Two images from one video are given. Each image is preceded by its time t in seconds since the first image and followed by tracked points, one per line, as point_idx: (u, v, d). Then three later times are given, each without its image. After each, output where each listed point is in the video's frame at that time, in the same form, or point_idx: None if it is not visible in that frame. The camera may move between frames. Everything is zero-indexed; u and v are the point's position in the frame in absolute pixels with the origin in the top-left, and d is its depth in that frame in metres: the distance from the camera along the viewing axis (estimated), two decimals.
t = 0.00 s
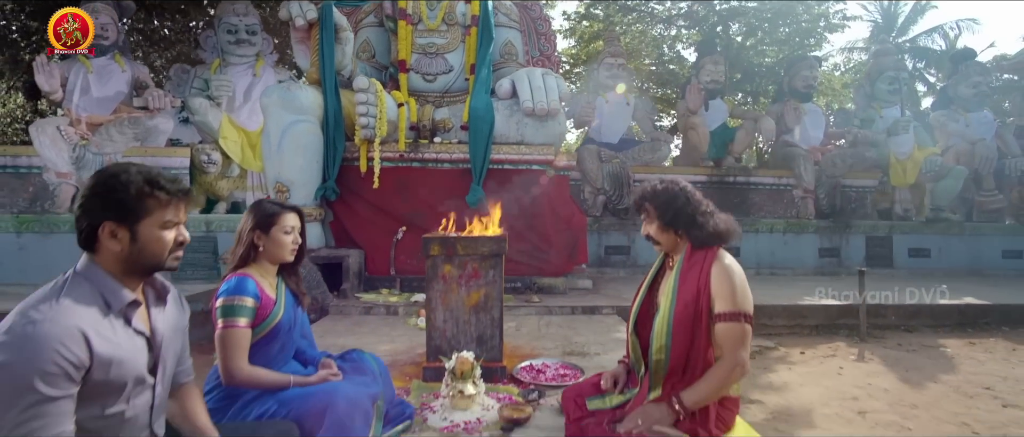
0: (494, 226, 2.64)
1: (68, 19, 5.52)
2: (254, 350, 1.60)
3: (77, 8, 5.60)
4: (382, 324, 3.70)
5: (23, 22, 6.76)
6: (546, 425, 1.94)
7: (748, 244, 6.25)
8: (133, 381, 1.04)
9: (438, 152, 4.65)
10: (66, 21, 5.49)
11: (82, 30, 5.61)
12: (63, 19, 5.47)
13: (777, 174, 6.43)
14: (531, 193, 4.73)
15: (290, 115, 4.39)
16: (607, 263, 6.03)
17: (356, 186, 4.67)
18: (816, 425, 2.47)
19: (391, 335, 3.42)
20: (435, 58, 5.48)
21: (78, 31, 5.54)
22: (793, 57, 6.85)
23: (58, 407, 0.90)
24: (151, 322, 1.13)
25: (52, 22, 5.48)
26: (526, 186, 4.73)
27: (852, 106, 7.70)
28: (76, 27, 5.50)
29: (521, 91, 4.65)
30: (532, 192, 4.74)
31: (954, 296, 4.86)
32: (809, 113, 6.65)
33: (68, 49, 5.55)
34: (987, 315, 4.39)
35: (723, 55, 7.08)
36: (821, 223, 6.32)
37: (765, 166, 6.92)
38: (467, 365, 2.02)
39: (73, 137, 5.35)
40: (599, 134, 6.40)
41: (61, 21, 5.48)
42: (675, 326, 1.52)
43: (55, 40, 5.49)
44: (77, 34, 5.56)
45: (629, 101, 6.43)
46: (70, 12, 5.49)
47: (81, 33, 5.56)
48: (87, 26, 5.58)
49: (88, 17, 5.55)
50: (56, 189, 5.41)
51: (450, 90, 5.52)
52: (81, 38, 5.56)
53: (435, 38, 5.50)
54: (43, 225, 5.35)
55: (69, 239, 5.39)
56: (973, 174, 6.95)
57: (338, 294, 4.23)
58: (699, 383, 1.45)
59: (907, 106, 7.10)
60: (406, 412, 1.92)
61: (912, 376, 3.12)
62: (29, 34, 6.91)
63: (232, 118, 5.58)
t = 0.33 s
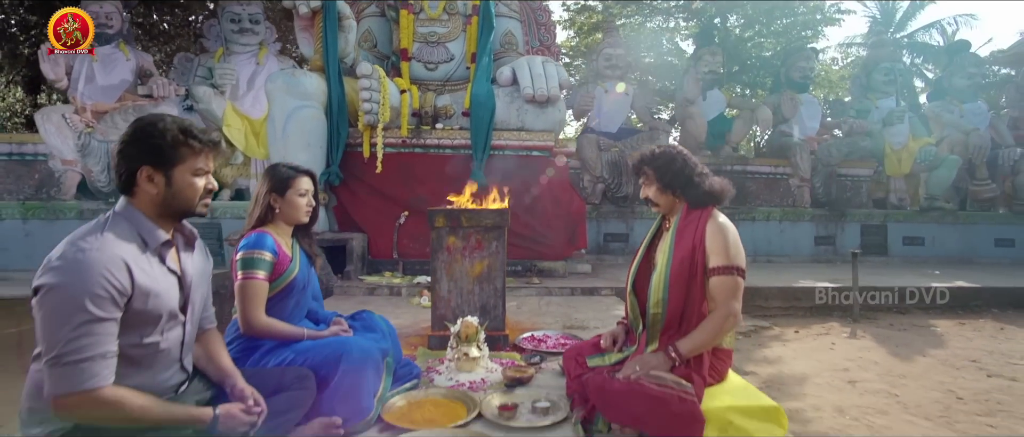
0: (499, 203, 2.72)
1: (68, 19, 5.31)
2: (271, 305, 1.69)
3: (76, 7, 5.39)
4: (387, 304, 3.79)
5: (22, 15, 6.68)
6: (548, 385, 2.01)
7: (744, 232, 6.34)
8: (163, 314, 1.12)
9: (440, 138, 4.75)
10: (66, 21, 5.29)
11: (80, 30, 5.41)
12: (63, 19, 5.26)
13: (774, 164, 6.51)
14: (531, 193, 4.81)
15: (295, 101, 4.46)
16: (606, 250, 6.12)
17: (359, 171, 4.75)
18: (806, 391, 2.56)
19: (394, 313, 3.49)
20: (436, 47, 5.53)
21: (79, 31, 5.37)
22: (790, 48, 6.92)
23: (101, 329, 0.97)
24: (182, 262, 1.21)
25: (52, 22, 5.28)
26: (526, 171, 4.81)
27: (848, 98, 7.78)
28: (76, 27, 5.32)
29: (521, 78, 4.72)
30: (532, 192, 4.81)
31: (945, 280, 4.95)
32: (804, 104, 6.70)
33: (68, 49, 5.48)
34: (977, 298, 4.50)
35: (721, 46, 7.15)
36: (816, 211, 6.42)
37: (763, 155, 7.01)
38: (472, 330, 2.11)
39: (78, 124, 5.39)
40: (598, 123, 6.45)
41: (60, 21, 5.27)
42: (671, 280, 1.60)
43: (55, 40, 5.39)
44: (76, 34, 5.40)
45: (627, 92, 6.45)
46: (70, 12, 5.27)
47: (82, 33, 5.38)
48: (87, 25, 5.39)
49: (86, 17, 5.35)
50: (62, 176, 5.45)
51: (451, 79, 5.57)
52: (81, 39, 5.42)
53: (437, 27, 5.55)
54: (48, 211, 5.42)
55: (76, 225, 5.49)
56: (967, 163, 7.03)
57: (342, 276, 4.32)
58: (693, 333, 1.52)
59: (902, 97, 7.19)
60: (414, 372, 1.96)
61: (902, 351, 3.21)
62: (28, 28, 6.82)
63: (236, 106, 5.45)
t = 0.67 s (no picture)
0: (497, 184, 2.80)
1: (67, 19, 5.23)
2: (280, 272, 1.75)
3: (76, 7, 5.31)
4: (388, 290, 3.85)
5: (17, 12, 6.63)
6: (547, 355, 2.07)
7: (739, 224, 6.44)
8: (186, 267, 1.20)
9: (439, 128, 4.82)
10: (66, 21, 5.17)
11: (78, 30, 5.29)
12: (63, 19, 5.15)
13: (768, 156, 6.59)
14: (530, 186, 4.88)
15: (296, 91, 4.51)
16: (603, 241, 6.20)
17: (359, 161, 4.81)
18: (796, 366, 2.64)
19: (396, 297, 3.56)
20: (435, 40, 5.47)
21: (78, 31, 5.26)
22: (785, 42, 6.98)
23: (132, 275, 1.05)
24: (201, 222, 1.27)
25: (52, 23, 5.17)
26: (523, 161, 4.89)
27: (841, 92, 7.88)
28: (76, 27, 5.20)
29: (519, 69, 4.80)
30: (531, 187, 4.88)
31: (933, 268, 5.07)
32: (798, 98, 6.79)
33: (68, 49, 5.32)
34: (966, 284, 4.60)
35: (716, 40, 7.21)
36: (810, 203, 6.53)
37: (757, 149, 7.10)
38: (473, 303, 2.18)
39: (78, 116, 5.24)
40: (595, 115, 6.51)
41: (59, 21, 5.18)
42: (665, 247, 1.68)
43: (54, 40, 5.22)
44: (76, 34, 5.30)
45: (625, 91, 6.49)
46: (70, 12, 5.19)
47: (81, 33, 5.27)
48: (88, 26, 5.29)
49: (84, 16, 5.22)
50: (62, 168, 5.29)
51: (450, 71, 5.49)
52: (81, 39, 5.30)
53: (435, 20, 5.48)
54: (50, 202, 5.26)
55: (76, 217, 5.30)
56: (957, 156, 7.13)
57: (342, 263, 4.37)
58: (687, 296, 1.60)
59: (893, 91, 7.28)
60: (417, 342, 2.03)
61: (890, 331, 3.30)
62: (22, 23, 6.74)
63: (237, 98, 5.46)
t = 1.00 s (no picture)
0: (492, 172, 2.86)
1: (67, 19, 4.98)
2: (282, 251, 1.80)
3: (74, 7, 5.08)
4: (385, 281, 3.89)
5: (5, 7, 6.50)
6: (541, 334, 2.13)
7: (730, 219, 6.54)
8: (196, 238, 1.24)
9: (435, 122, 4.86)
10: (66, 21, 4.95)
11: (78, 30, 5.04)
12: (63, 19, 4.92)
13: (758, 152, 6.67)
14: (524, 180, 4.94)
15: (293, 84, 4.55)
16: (596, 235, 6.27)
17: (355, 155, 4.85)
18: (783, 349, 2.72)
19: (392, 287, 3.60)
20: (430, 35, 5.49)
21: (78, 31, 5.04)
22: (776, 40, 7.06)
23: (145, 241, 1.09)
24: (210, 196, 1.32)
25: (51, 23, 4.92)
26: (518, 155, 4.95)
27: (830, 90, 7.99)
28: (76, 27, 4.97)
29: (514, 64, 4.85)
30: (525, 181, 4.94)
31: (919, 260, 5.19)
32: (788, 95, 6.85)
33: (68, 49, 5.09)
34: (949, 275, 4.72)
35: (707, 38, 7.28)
36: (799, 198, 6.64)
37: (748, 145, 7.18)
38: (469, 285, 2.23)
39: (72, 110, 5.03)
40: (588, 111, 6.55)
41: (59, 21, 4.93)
42: (656, 225, 1.74)
43: (54, 40, 4.99)
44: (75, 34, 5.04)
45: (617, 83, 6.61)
46: (70, 12, 4.98)
47: (82, 33, 5.05)
48: (88, 26, 5.08)
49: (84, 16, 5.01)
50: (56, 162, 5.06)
51: (445, 66, 5.52)
52: (81, 39, 5.07)
53: (430, 15, 5.51)
54: (43, 196, 4.97)
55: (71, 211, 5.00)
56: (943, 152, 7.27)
57: (338, 254, 4.40)
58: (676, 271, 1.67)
59: (880, 88, 7.41)
60: (415, 323, 2.08)
61: (875, 318, 3.39)
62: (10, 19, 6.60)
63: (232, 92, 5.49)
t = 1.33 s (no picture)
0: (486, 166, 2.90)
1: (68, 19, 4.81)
2: (280, 239, 1.82)
3: (75, 6, 4.90)
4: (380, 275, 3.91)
5: None
6: (535, 322, 2.16)
7: (721, 216, 6.63)
8: (197, 221, 1.27)
9: (429, 119, 4.90)
10: (66, 21, 4.76)
11: (78, 31, 4.86)
12: (63, 19, 4.73)
13: (749, 150, 6.74)
14: (518, 178, 4.97)
15: (287, 80, 4.55)
16: (589, 232, 6.34)
17: (349, 151, 4.86)
18: (772, 338, 2.77)
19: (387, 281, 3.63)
20: (424, 33, 5.47)
21: (79, 31, 4.85)
22: (765, 40, 7.14)
23: (149, 222, 1.12)
24: (210, 181, 1.35)
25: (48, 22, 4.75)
26: (512, 152, 4.99)
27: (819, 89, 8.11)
28: (76, 27, 4.79)
29: (507, 61, 4.85)
30: (519, 178, 4.97)
31: (904, 255, 5.31)
32: (778, 94, 6.91)
33: (68, 49, 4.92)
34: (934, 269, 4.82)
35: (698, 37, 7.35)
36: (789, 195, 6.75)
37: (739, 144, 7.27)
38: (464, 275, 2.28)
39: (63, 107, 4.92)
40: (581, 110, 6.59)
41: (58, 22, 4.75)
42: (646, 212, 1.80)
43: (54, 40, 4.82)
44: (76, 35, 4.86)
45: (610, 81, 6.66)
46: (70, 12, 4.77)
47: (82, 33, 4.87)
48: (88, 26, 4.90)
49: (86, 17, 4.88)
50: (46, 158, 4.95)
51: (439, 64, 5.49)
52: (82, 39, 4.90)
53: (424, 13, 5.48)
54: (33, 193, 4.87)
55: (62, 209, 4.93)
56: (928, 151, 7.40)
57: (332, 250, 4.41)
58: (665, 257, 1.72)
59: (868, 88, 7.52)
60: (410, 312, 2.11)
61: (862, 310, 3.47)
62: None
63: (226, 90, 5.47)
